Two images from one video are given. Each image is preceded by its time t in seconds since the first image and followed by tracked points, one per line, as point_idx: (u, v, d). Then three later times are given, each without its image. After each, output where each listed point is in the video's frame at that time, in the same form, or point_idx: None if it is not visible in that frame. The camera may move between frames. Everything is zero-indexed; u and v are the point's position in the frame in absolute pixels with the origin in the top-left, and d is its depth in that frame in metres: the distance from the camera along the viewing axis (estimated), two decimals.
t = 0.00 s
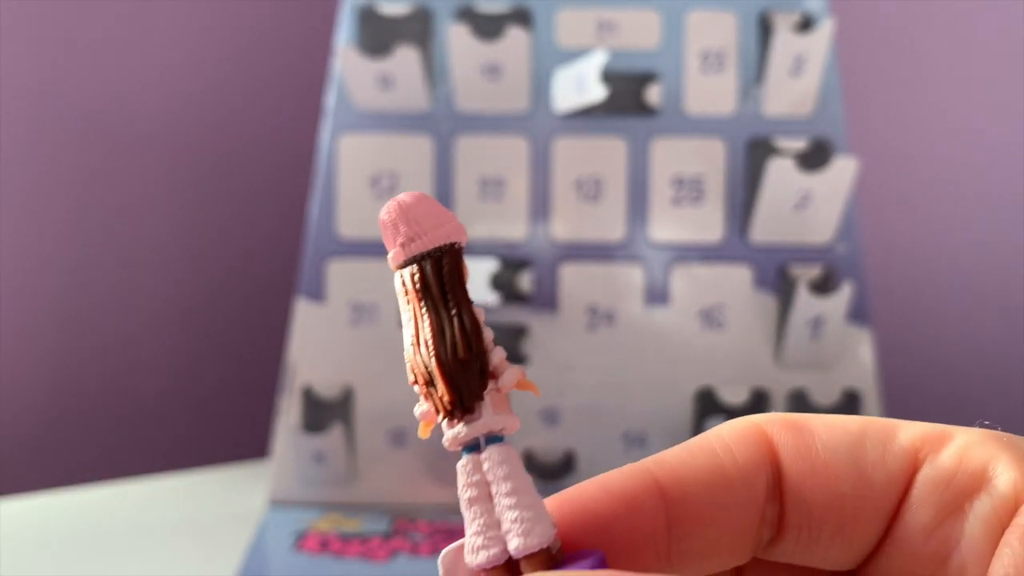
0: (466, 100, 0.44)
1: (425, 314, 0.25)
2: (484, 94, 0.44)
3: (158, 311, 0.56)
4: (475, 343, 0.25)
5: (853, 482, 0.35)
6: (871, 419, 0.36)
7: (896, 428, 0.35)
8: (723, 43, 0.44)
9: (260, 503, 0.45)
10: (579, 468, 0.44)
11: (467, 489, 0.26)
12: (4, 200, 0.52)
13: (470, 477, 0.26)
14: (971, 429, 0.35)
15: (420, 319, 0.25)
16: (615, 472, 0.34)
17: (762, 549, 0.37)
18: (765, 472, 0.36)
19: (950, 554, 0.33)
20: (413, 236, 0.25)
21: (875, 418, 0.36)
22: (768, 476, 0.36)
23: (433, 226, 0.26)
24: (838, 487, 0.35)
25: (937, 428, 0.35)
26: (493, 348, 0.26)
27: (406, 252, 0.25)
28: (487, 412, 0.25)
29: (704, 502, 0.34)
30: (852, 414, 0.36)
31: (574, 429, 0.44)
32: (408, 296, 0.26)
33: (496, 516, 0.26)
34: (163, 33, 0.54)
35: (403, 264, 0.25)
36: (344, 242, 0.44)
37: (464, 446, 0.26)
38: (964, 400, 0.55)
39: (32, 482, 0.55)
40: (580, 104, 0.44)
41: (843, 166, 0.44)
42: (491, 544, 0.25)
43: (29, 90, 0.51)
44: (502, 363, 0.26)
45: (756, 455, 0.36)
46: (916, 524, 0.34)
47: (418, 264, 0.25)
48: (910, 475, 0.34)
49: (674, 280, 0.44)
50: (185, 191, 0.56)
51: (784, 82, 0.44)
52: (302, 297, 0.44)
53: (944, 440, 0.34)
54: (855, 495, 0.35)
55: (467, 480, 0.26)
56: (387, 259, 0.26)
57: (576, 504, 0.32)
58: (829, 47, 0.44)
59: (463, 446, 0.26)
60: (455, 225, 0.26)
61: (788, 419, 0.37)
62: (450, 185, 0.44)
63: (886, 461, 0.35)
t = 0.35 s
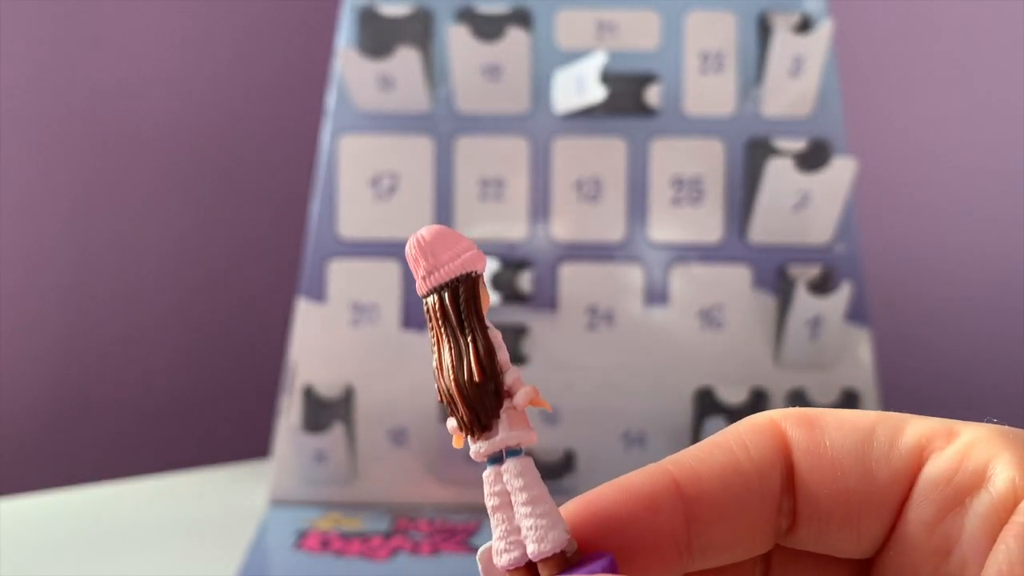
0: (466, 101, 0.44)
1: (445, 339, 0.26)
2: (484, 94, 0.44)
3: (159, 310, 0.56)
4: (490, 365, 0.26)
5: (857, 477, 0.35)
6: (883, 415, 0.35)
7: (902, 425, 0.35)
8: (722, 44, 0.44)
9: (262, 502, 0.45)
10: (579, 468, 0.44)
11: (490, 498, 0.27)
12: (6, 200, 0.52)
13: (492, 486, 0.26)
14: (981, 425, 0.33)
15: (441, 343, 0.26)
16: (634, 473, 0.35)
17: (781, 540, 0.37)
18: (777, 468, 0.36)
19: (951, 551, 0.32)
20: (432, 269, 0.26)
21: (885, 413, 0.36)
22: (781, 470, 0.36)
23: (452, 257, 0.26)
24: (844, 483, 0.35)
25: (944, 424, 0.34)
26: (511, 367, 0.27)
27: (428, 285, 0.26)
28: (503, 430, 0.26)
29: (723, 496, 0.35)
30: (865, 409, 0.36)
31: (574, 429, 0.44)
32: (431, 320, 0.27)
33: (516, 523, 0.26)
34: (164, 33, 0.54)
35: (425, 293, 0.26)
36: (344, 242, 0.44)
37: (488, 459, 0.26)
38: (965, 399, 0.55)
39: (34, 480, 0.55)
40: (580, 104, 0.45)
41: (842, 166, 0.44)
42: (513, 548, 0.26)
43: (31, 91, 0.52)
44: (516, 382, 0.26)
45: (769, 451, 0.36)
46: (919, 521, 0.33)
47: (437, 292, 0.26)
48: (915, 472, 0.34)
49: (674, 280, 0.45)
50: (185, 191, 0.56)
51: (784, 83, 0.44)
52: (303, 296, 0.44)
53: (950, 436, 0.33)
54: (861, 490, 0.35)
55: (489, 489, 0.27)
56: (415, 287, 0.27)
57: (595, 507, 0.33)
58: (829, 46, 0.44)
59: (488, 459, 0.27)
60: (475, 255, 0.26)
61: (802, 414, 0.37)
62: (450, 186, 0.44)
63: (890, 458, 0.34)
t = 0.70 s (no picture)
0: (466, 101, 0.44)
1: (452, 329, 0.26)
2: (484, 95, 0.45)
3: (159, 310, 0.57)
4: (497, 354, 0.26)
5: (865, 462, 0.35)
6: (891, 400, 0.36)
7: (911, 410, 0.35)
8: (721, 45, 0.44)
9: (262, 501, 0.45)
10: (579, 467, 0.44)
11: (497, 482, 0.27)
12: (7, 199, 0.52)
13: (499, 471, 0.27)
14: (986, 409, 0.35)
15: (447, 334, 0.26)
16: (642, 457, 0.35)
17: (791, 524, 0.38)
18: (785, 455, 0.36)
19: (960, 535, 0.33)
20: (438, 262, 0.26)
21: (894, 399, 0.36)
22: (789, 457, 0.36)
23: (459, 250, 0.26)
24: (853, 467, 0.35)
25: (952, 409, 0.35)
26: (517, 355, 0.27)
27: (435, 278, 0.26)
28: (509, 416, 0.26)
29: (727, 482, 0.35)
30: (873, 394, 0.37)
31: (574, 429, 0.45)
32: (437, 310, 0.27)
33: (522, 506, 0.26)
34: (164, 34, 0.54)
35: (432, 285, 0.26)
36: (344, 242, 0.44)
37: (496, 445, 0.27)
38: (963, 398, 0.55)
39: (34, 479, 0.55)
40: (580, 105, 0.45)
41: (840, 166, 0.44)
42: (519, 531, 0.26)
43: (32, 91, 0.52)
44: (522, 369, 0.26)
45: (777, 438, 0.36)
46: (928, 505, 0.34)
47: (444, 284, 0.26)
48: (924, 456, 0.35)
49: (673, 280, 0.45)
50: (185, 191, 0.56)
51: (783, 83, 0.44)
52: (303, 297, 0.44)
53: (958, 421, 0.34)
54: (870, 473, 0.35)
55: (497, 474, 0.27)
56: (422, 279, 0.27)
57: (599, 491, 0.33)
58: (828, 47, 0.44)
59: (495, 444, 0.27)
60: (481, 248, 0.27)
61: (810, 400, 0.37)
62: (451, 186, 0.45)
63: (899, 443, 0.35)
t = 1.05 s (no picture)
0: (466, 101, 0.44)
1: (446, 306, 0.26)
2: (484, 95, 0.45)
3: (159, 310, 0.57)
4: (494, 330, 0.26)
5: (860, 459, 0.36)
6: (884, 398, 0.37)
7: (905, 407, 0.36)
8: (721, 45, 0.44)
9: (262, 502, 0.45)
10: (579, 467, 0.44)
11: (487, 463, 0.27)
12: (7, 199, 0.52)
13: (490, 452, 0.27)
14: (981, 406, 0.35)
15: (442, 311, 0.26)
16: (629, 448, 0.35)
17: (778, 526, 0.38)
18: (777, 452, 0.37)
19: (958, 528, 0.34)
20: (436, 238, 0.26)
21: (887, 397, 0.37)
22: (781, 455, 0.37)
23: (456, 228, 0.27)
24: (847, 465, 0.36)
25: (947, 406, 0.35)
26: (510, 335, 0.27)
27: (431, 254, 0.26)
28: (504, 393, 0.26)
29: (713, 475, 0.36)
30: (865, 393, 0.37)
31: (574, 429, 0.45)
32: (431, 290, 0.27)
33: (513, 486, 0.26)
34: (164, 33, 0.54)
35: (429, 263, 0.27)
36: (344, 242, 0.44)
37: (485, 426, 0.27)
38: (964, 398, 0.55)
39: (35, 478, 0.55)
40: (580, 105, 0.45)
41: (840, 166, 0.44)
42: (511, 511, 0.26)
43: (33, 90, 0.52)
44: (518, 348, 0.27)
45: (766, 435, 0.37)
46: (925, 500, 0.35)
47: (441, 261, 0.26)
48: (919, 453, 0.35)
49: (673, 280, 0.45)
50: (185, 191, 0.56)
51: (783, 83, 0.44)
52: (303, 297, 0.44)
53: (954, 417, 0.35)
54: (864, 471, 0.36)
55: (486, 455, 0.27)
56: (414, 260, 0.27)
57: (592, 477, 0.33)
58: (828, 47, 0.44)
59: (484, 427, 0.27)
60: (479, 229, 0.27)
61: (800, 399, 0.38)
62: (450, 186, 0.45)
63: (894, 439, 0.35)
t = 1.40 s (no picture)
0: (466, 101, 0.44)
1: (419, 307, 0.26)
2: (484, 94, 0.44)
3: (159, 310, 0.56)
4: (472, 330, 0.26)
5: (855, 472, 0.36)
6: (873, 410, 0.37)
7: (897, 418, 0.36)
8: (721, 44, 0.44)
9: (262, 502, 0.45)
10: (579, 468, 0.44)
11: (467, 470, 0.26)
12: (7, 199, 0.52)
13: (470, 458, 0.26)
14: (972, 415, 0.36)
15: (415, 312, 0.26)
16: (613, 458, 0.35)
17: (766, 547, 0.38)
18: (766, 469, 0.37)
19: (959, 536, 0.35)
20: (408, 237, 0.26)
21: (877, 410, 0.37)
22: (771, 470, 0.37)
23: (425, 225, 0.26)
24: (841, 478, 0.36)
25: (939, 417, 0.36)
26: (487, 336, 0.27)
27: (402, 252, 0.26)
28: (483, 396, 0.26)
29: (699, 492, 0.35)
30: (854, 408, 0.37)
31: (574, 429, 0.44)
32: (402, 290, 0.26)
33: (496, 492, 0.26)
34: (164, 33, 0.54)
35: (398, 262, 0.26)
36: (344, 242, 0.44)
37: (461, 432, 0.27)
38: (965, 400, 0.55)
39: (36, 478, 0.55)
40: (580, 105, 0.45)
41: (841, 166, 0.44)
42: (495, 519, 0.26)
43: (33, 90, 0.52)
44: (496, 350, 0.27)
45: (754, 451, 0.37)
46: (924, 510, 0.36)
47: (411, 260, 0.26)
48: (914, 462, 0.36)
49: (674, 280, 0.45)
50: (185, 191, 0.56)
51: (783, 83, 0.44)
52: (302, 297, 0.44)
53: (947, 426, 0.35)
54: (858, 483, 0.36)
55: (465, 462, 0.26)
56: (382, 260, 0.26)
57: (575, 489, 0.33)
58: (828, 47, 0.44)
59: (460, 432, 0.27)
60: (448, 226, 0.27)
61: (787, 414, 0.38)
62: (450, 185, 0.44)
63: (889, 448, 0.36)
